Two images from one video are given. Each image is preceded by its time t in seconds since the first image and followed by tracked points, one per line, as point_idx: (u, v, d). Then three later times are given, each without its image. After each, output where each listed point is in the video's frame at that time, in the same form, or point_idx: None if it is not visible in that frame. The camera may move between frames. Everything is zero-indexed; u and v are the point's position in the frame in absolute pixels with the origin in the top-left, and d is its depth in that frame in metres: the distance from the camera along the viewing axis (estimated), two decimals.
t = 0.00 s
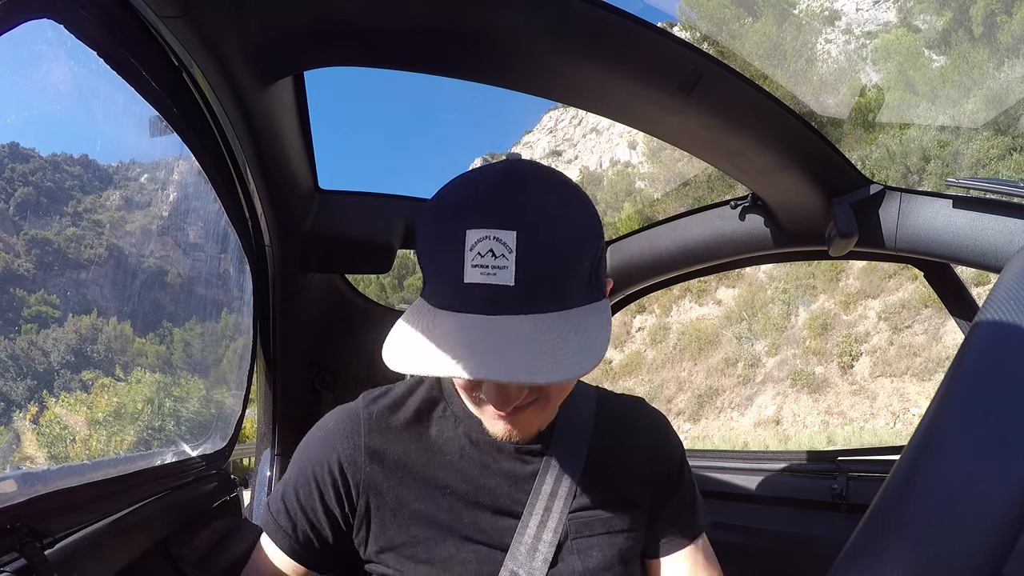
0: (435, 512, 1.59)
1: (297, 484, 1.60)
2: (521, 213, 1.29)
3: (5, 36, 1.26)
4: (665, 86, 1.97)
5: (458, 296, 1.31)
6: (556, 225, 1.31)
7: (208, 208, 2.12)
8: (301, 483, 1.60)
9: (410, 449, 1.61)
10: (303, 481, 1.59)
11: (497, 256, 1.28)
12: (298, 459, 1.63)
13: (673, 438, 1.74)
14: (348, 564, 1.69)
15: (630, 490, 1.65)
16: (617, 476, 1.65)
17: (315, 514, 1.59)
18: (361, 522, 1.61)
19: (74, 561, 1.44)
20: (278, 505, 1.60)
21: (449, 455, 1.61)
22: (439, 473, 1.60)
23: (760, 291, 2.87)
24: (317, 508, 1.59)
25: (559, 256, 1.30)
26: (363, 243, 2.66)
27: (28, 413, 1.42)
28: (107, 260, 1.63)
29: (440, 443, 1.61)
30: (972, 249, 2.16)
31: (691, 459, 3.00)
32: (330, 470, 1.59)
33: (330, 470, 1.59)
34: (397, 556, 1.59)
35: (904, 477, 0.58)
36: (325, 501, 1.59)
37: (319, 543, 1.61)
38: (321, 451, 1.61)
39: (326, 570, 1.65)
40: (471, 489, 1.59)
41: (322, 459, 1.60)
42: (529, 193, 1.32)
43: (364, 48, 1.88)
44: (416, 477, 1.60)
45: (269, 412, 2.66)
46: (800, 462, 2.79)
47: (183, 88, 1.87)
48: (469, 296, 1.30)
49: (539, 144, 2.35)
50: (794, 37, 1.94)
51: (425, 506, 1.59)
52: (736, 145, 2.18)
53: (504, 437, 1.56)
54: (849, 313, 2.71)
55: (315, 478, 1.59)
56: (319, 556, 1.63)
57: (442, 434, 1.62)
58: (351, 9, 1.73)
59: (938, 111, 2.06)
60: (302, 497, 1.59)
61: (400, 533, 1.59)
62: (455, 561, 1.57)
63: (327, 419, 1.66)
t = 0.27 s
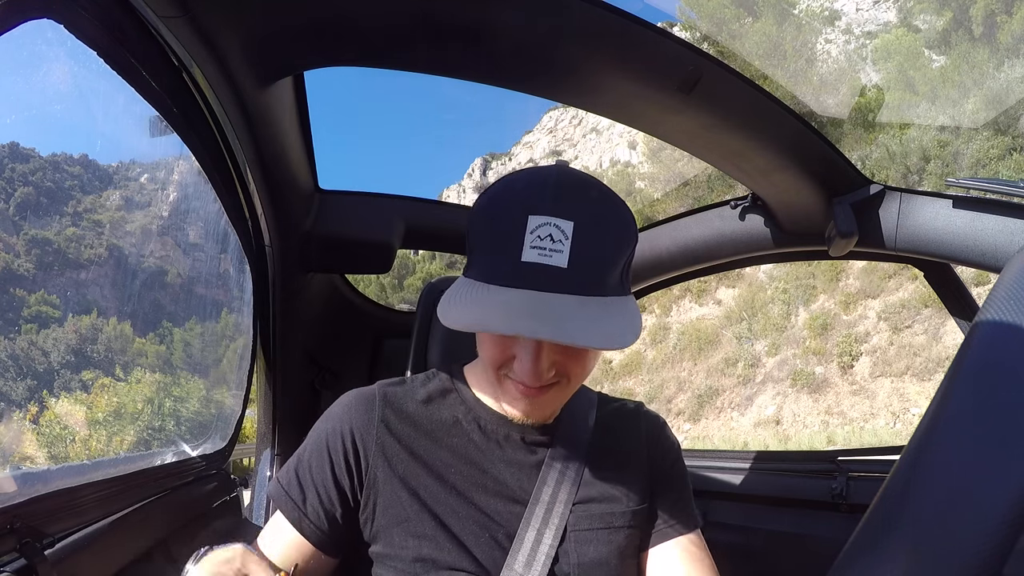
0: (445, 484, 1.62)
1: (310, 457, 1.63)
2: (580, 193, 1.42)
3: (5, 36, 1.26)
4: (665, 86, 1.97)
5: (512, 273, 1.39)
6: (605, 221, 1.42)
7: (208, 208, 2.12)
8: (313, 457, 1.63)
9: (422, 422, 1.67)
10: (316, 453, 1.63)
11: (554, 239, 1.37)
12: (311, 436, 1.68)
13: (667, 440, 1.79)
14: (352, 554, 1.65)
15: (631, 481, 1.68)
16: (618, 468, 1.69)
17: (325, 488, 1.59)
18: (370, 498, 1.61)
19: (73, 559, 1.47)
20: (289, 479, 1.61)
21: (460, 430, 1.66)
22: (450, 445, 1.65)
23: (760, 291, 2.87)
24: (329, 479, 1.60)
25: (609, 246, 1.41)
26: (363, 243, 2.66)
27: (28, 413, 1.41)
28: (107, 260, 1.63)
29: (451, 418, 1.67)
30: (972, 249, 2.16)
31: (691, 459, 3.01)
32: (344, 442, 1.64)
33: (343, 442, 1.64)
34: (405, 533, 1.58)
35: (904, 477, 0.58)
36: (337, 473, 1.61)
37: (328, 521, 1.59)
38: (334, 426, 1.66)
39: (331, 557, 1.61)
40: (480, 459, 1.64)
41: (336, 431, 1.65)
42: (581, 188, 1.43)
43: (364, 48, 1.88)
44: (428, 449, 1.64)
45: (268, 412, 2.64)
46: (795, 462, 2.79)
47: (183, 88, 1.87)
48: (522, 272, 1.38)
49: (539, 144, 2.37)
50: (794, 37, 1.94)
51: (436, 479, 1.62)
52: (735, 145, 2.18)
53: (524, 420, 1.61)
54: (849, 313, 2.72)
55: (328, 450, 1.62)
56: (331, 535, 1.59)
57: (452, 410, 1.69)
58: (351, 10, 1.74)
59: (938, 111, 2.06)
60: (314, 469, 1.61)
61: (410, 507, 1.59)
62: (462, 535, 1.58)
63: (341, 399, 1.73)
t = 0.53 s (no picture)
0: (447, 474, 1.61)
1: (317, 445, 1.66)
2: (578, 192, 1.58)
3: (6, 36, 1.26)
4: (665, 86, 1.97)
5: (514, 247, 1.55)
6: (599, 209, 1.58)
7: (208, 208, 2.13)
8: (320, 445, 1.65)
9: (428, 413, 1.68)
10: (323, 442, 1.65)
11: (550, 219, 1.53)
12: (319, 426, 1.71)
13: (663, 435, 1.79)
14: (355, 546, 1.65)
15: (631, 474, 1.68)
16: (617, 461, 1.69)
17: (330, 476, 1.60)
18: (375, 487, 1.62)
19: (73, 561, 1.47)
20: (296, 465, 1.63)
21: (465, 422, 1.67)
22: (455, 436, 1.66)
23: (760, 291, 2.88)
24: (335, 466, 1.61)
25: (602, 229, 1.57)
26: (363, 243, 2.66)
27: (28, 413, 1.41)
28: (107, 260, 1.63)
29: (456, 411, 1.69)
30: (972, 249, 2.15)
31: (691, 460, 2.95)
32: (350, 431, 1.66)
33: (349, 431, 1.66)
34: (407, 522, 1.57)
35: (905, 478, 0.58)
36: (343, 461, 1.63)
37: (332, 507, 1.60)
38: (341, 416, 1.69)
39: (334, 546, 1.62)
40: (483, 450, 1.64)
41: (344, 421, 1.68)
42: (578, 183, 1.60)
43: (364, 48, 1.88)
44: (432, 440, 1.65)
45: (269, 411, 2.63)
46: (795, 462, 2.76)
47: (183, 89, 1.86)
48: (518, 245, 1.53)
49: (540, 144, 2.37)
50: (793, 37, 1.94)
51: (440, 468, 1.62)
52: (735, 145, 2.18)
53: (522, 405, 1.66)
54: (849, 313, 2.76)
55: (334, 438, 1.65)
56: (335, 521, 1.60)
57: (457, 404, 1.70)
58: (351, 10, 1.74)
59: (938, 111, 2.06)
60: (320, 457, 1.63)
61: (412, 496, 1.59)
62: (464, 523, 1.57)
63: (350, 392, 1.76)
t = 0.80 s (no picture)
0: (446, 470, 1.59)
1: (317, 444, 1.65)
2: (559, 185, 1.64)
3: (5, 36, 1.26)
4: (665, 86, 1.97)
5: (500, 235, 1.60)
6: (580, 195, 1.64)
7: (208, 208, 2.14)
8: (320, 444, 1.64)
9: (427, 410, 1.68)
10: (323, 441, 1.64)
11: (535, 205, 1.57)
12: (319, 427, 1.70)
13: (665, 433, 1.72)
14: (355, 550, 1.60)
15: (626, 461, 1.64)
16: (616, 459, 1.63)
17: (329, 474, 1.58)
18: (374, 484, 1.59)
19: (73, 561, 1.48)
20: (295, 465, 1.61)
21: (463, 419, 1.66)
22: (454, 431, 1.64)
23: (759, 290, 2.91)
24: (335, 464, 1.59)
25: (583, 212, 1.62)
26: (362, 242, 2.66)
27: (28, 413, 1.40)
28: (107, 260, 1.63)
29: (454, 407, 1.68)
30: (972, 249, 2.14)
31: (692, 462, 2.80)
32: (350, 429, 1.65)
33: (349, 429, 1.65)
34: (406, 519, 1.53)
35: (905, 478, 0.58)
36: (343, 459, 1.61)
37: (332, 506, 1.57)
38: (341, 415, 1.69)
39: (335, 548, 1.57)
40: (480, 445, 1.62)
41: (343, 420, 1.67)
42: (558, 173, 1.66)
43: (364, 48, 1.88)
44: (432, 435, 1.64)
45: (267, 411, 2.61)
46: (795, 462, 2.62)
47: (183, 88, 1.87)
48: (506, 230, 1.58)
49: (540, 144, 2.36)
50: (793, 37, 1.95)
51: (438, 464, 1.59)
52: (735, 145, 2.18)
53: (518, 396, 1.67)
54: (849, 312, 2.82)
55: (334, 437, 1.64)
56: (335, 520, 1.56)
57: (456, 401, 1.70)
58: (350, 10, 1.73)
59: (938, 111, 2.07)
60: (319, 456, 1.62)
61: (411, 491, 1.56)
62: (465, 519, 1.52)
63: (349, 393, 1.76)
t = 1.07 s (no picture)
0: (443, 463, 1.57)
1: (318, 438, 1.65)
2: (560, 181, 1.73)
3: (6, 35, 1.26)
4: (665, 86, 1.97)
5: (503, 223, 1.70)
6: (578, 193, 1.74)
7: (208, 208, 2.16)
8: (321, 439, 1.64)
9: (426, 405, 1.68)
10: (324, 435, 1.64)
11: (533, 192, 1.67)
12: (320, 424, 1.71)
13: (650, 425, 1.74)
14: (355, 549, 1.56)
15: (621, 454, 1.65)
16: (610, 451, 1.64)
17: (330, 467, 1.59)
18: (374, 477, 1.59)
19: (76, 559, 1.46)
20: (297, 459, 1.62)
21: (461, 414, 1.66)
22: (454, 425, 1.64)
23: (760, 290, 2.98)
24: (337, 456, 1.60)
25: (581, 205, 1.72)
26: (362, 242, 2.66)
27: (28, 413, 1.41)
28: (107, 260, 1.63)
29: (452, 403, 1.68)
30: (972, 249, 2.14)
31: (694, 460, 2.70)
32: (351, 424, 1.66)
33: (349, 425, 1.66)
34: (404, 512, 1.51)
35: (904, 477, 0.58)
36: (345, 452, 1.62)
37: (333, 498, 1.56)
38: (341, 410, 1.70)
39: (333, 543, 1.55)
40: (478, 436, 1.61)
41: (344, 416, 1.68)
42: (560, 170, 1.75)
43: (364, 48, 1.88)
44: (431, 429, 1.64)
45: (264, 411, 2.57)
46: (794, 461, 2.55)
47: (183, 88, 1.87)
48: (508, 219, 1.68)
49: (540, 143, 2.30)
50: (794, 37, 1.95)
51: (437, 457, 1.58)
52: (736, 145, 2.18)
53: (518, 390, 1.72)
54: (850, 313, 3.00)
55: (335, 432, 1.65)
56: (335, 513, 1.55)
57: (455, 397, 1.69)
58: (350, 9, 1.73)
59: (938, 111, 2.10)
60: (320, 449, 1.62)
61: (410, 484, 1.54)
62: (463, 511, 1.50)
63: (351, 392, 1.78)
